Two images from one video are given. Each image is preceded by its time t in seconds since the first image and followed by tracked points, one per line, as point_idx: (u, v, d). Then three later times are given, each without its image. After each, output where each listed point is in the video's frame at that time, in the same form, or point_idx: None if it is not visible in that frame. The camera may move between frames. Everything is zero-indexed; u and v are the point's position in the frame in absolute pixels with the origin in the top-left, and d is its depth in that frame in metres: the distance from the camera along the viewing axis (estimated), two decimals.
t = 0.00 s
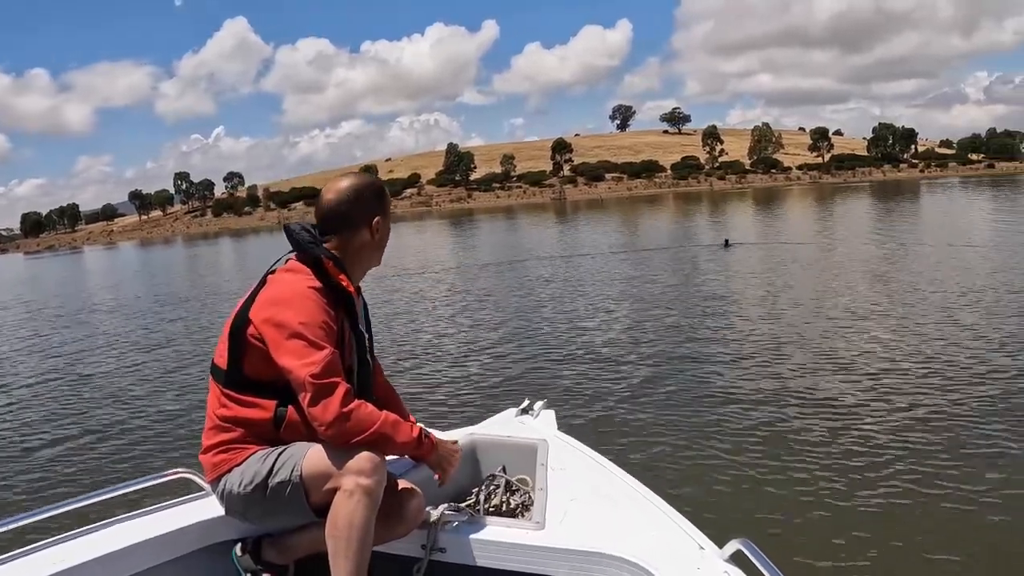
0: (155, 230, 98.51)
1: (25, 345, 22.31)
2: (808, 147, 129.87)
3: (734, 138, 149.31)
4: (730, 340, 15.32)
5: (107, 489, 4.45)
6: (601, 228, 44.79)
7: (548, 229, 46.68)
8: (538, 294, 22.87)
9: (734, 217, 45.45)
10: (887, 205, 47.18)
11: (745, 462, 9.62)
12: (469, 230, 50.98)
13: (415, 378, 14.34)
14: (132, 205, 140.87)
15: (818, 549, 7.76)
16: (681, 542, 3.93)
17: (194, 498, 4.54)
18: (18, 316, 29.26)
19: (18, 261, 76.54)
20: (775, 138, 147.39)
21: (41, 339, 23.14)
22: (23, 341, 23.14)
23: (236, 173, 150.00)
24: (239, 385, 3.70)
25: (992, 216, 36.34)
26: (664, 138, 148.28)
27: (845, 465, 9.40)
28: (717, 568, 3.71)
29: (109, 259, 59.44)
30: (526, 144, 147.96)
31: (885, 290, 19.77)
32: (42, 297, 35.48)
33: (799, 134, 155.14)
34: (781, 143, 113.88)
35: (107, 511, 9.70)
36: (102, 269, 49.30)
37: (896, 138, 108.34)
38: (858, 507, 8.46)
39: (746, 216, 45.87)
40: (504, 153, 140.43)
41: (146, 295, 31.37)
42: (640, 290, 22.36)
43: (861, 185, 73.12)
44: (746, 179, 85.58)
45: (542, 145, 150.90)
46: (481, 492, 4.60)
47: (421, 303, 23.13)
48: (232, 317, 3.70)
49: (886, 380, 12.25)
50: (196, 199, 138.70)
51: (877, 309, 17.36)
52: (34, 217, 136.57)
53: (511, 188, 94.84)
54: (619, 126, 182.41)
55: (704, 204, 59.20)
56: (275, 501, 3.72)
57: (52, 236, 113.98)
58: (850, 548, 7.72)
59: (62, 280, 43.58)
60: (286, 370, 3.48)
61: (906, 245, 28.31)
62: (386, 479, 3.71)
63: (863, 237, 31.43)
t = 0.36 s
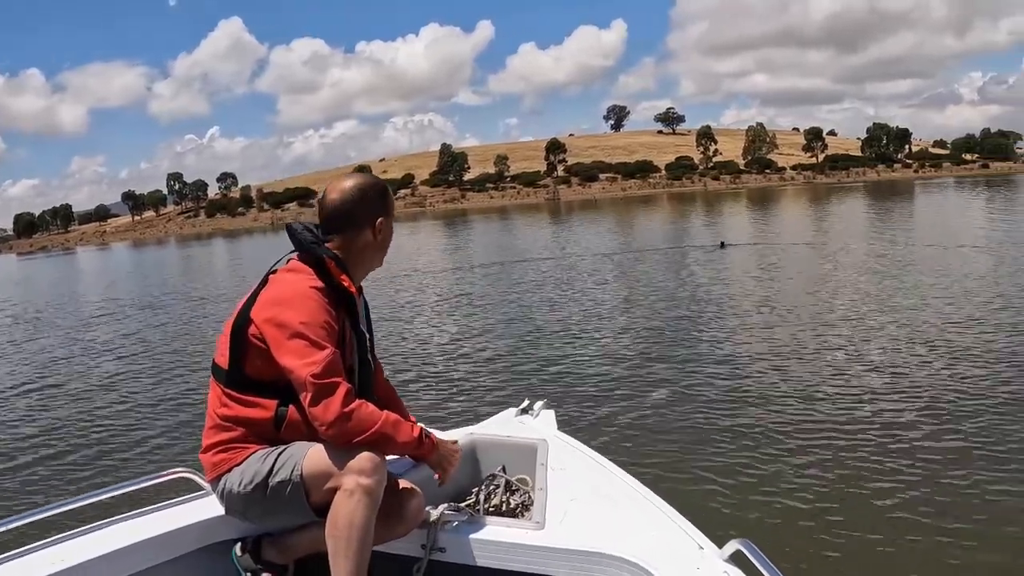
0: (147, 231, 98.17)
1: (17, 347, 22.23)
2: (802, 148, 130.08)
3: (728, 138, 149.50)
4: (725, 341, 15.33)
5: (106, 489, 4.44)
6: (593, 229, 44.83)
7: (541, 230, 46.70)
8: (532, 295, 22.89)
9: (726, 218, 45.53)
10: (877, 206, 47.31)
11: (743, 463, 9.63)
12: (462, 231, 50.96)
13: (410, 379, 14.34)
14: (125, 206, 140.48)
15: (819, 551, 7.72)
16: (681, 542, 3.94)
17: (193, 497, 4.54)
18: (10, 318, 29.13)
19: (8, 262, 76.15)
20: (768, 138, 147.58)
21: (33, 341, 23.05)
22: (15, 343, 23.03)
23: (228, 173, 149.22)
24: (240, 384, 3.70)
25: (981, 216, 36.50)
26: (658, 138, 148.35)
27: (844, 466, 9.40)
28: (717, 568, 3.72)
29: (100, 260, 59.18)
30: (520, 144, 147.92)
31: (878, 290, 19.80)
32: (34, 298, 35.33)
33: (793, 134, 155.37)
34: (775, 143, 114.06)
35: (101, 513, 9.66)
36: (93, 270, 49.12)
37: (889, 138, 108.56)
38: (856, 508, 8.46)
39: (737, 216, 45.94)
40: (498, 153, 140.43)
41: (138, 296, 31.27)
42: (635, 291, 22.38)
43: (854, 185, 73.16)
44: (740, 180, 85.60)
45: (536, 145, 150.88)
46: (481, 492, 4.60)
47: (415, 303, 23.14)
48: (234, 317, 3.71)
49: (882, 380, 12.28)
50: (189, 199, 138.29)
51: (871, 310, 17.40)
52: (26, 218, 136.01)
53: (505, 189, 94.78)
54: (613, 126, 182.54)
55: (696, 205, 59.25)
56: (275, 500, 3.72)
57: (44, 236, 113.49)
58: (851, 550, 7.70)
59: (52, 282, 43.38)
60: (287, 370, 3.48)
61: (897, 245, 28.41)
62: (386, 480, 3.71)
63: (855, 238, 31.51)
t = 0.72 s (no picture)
0: (138, 232, 97.81)
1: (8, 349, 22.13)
2: (795, 148, 130.27)
3: (722, 138, 149.77)
4: (720, 341, 15.32)
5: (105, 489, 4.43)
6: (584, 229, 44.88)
7: (532, 230, 46.73)
8: (525, 296, 22.90)
9: (716, 218, 45.62)
10: (865, 206, 47.39)
11: (742, 462, 9.62)
12: (454, 232, 50.94)
13: (404, 380, 14.32)
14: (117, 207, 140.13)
15: (820, 551, 7.71)
16: (681, 542, 3.94)
17: (193, 497, 4.53)
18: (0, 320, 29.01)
19: None
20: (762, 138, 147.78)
21: (24, 343, 22.96)
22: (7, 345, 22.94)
23: (220, 174, 148.72)
24: (239, 383, 3.70)
25: (970, 216, 36.65)
26: (653, 138, 148.48)
27: (842, 465, 9.42)
28: (717, 568, 3.72)
29: (90, 262, 58.94)
30: (514, 143, 147.94)
31: (869, 290, 19.85)
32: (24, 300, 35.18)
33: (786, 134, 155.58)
34: (769, 144, 114.22)
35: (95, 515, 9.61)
36: (83, 272, 48.93)
37: (882, 138, 108.78)
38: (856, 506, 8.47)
39: (726, 217, 46.03)
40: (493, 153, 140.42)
41: (129, 297, 31.15)
42: (627, 291, 22.37)
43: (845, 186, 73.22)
44: (733, 180, 85.60)
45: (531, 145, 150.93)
46: (481, 491, 4.59)
47: (409, 304, 23.14)
48: (233, 316, 3.70)
49: (878, 380, 12.29)
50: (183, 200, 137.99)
51: (863, 310, 17.43)
52: (18, 219, 135.53)
53: (499, 189, 94.71)
54: (608, 127, 182.66)
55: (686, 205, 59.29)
56: (274, 500, 3.71)
57: (36, 238, 113.03)
58: (853, 550, 7.70)
59: (42, 284, 43.18)
60: (286, 370, 3.48)
61: (886, 245, 28.49)
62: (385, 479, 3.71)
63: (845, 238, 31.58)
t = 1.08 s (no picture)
0: (131, 233, 97.61)
1: None
2: (787, 149, 130.56)
3: (715, 138, 150.01)
4: (717, 341, 15.33)
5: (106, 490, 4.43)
6: (575, 230, 44.94)
7: (523, 231, 46.74)
8: (518, 296, 22.92)
9: (706, 219, 45.69)
10: (854, 207, 47.49)
11: (742, 462, 9.61)
12: (445, 233, 50.98)
13: (398, 381, 14.31)
14: (110, 208, 139.88)
15: (829, 547, 7.67)
16: (681, 543, 3.94)
17: (194, 496, 4.52)
18: None
19: None
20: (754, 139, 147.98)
21: (15, 344, 22.86)
22: None
23: (212, 175, 148.49)
24: (239, 384, 3.70)
25: (961, 217, 36.80)
26: (646, 138, 148.62)
27: (841, 463, 9.42)
28: (718, 568, 3.71)
29: (78, 263, 58.65)
30: (508, 144, 148.09)
31: (863, 290, 19.89)
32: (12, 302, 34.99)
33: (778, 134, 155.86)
34: (762, 145, 114.41)
35: (93, 514, 9.58)
36: (71, 273, 48.67)
37: (875, 138, 108.91)
38: (860, 504, 8.45)
39: (718, 217, 46.14)
40: (485, 154, 140.36)
41: (121, 299, 31.04)
42: (621, 292, 22.39)
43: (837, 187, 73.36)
44: (726, 180, 85.59)
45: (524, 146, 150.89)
46: (481, 492, 4.59)
47: (402, 305, 23.14)
48: (231, 318, 3.72)
49: (876, 380, 12.30)
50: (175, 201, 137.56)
51: (858, 310, 17.47)
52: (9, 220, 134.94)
53: (492, 189, 94.68)
54: (599, 127, 182.77)
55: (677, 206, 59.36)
56: (275, 501, 3.71)
57: (27, 240, 112.48)
58: (863, 544, 7.67)
59: (31, 286, 42.94)
60: (284, 371, 3.49)
61: (878, 245, 28.58)
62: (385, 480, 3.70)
63: (835, 239, 31.67)
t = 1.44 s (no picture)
0: (124, 233, 97.36)
1: None
2: (780, 150, 130.79)
3: (708, 138, 150.27)
4: (713, 341, 15.36)
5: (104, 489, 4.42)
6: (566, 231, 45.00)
7: (513, 232, 46.75)
8: (511, 297, 22.95)
9: (696, 220, 45.78)
10: (843, 207, 47.62)
11: (742, 462, 9.62)
12: (436, 234, 51.02)
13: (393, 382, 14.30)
14: (103, 209, 139.52)
15: (830, 544, 7.71)
16: (681, 542, 3.94)
17: (192, 496, 4.50)
18: None
19: None
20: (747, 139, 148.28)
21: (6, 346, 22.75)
22: None
23: (205, 175, 148.04)
24: (233, 381, 3.70)
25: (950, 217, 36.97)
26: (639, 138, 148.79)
27: (841, 462, 9.44)
28: (718, 568, 3.71)
29: (67, 265, 58.34)
30: (503, 144, 148.16)
31: (856, 290, 19.95)
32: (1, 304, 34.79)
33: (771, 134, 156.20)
34: (755, 145, 114.65)
35: (87, 516, 9.55)
36: (60, 275, 48.44)
37: (868, 138, 109.18)
38: (861, 502, 8.47)
39: (710, 218, 46.24)
40: (479, 154, 140.36)
41: (112, 301, 30.90)
42: (615, 293, 22.37)
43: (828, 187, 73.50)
44: (720, 180, 85.64)
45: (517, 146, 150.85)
46: (481, 491, 4.58)
47: (395, 306, 23.14)
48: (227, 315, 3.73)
49: (872, 380, 12.34)
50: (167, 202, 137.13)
51: (852, 310, 17.51)
52: None
53: (486, 190, 94.65)
54: (593, 127, 182.89)
55: (668, 206, 59.41)
56: (268, 498, 3.71)
57: (18, 241, 111.89)
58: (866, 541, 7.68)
59: (18, 287, 42.67)
60: (273, 369, 3.50)
61: (870, 246, 28.67)
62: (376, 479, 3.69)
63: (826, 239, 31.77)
